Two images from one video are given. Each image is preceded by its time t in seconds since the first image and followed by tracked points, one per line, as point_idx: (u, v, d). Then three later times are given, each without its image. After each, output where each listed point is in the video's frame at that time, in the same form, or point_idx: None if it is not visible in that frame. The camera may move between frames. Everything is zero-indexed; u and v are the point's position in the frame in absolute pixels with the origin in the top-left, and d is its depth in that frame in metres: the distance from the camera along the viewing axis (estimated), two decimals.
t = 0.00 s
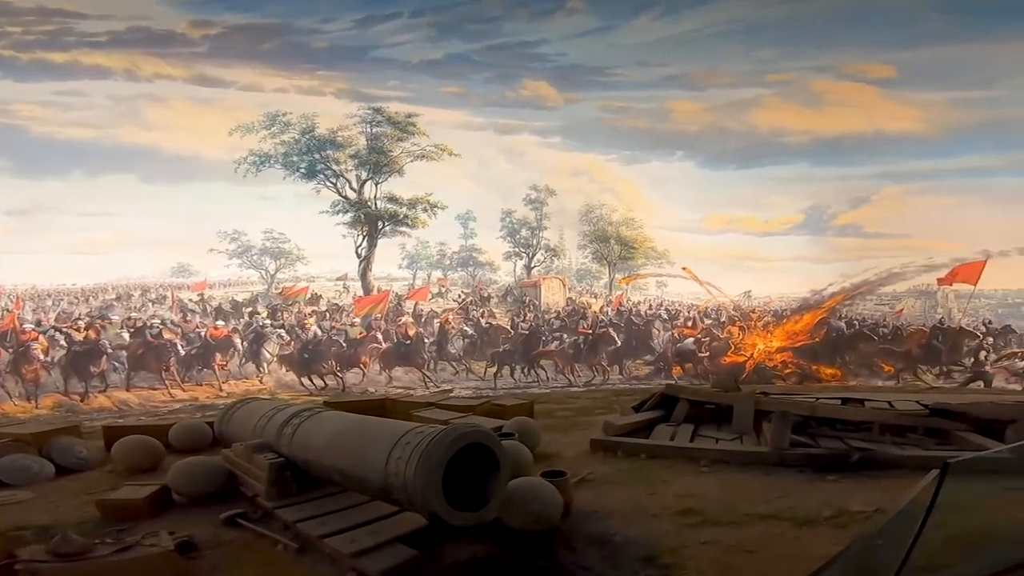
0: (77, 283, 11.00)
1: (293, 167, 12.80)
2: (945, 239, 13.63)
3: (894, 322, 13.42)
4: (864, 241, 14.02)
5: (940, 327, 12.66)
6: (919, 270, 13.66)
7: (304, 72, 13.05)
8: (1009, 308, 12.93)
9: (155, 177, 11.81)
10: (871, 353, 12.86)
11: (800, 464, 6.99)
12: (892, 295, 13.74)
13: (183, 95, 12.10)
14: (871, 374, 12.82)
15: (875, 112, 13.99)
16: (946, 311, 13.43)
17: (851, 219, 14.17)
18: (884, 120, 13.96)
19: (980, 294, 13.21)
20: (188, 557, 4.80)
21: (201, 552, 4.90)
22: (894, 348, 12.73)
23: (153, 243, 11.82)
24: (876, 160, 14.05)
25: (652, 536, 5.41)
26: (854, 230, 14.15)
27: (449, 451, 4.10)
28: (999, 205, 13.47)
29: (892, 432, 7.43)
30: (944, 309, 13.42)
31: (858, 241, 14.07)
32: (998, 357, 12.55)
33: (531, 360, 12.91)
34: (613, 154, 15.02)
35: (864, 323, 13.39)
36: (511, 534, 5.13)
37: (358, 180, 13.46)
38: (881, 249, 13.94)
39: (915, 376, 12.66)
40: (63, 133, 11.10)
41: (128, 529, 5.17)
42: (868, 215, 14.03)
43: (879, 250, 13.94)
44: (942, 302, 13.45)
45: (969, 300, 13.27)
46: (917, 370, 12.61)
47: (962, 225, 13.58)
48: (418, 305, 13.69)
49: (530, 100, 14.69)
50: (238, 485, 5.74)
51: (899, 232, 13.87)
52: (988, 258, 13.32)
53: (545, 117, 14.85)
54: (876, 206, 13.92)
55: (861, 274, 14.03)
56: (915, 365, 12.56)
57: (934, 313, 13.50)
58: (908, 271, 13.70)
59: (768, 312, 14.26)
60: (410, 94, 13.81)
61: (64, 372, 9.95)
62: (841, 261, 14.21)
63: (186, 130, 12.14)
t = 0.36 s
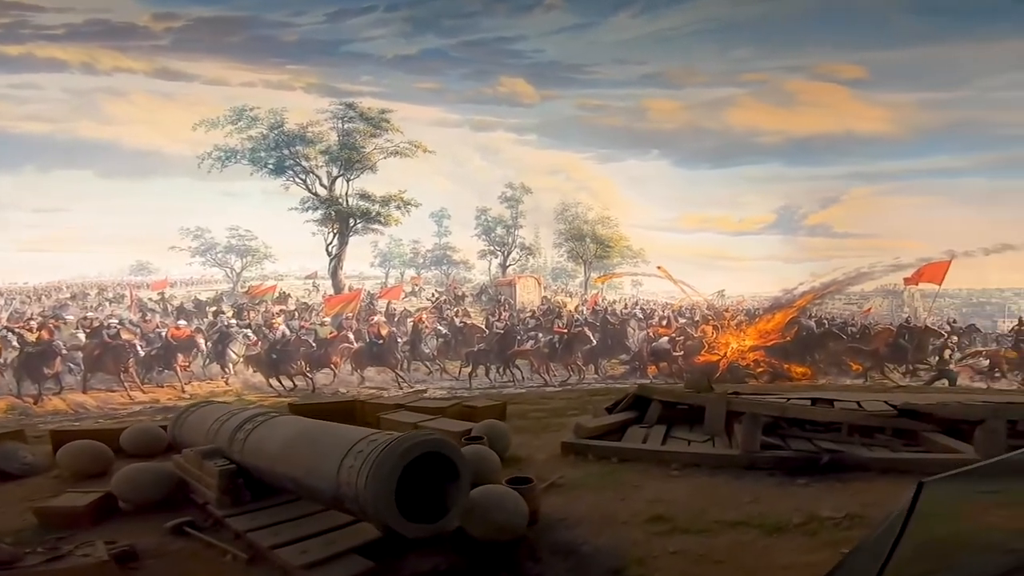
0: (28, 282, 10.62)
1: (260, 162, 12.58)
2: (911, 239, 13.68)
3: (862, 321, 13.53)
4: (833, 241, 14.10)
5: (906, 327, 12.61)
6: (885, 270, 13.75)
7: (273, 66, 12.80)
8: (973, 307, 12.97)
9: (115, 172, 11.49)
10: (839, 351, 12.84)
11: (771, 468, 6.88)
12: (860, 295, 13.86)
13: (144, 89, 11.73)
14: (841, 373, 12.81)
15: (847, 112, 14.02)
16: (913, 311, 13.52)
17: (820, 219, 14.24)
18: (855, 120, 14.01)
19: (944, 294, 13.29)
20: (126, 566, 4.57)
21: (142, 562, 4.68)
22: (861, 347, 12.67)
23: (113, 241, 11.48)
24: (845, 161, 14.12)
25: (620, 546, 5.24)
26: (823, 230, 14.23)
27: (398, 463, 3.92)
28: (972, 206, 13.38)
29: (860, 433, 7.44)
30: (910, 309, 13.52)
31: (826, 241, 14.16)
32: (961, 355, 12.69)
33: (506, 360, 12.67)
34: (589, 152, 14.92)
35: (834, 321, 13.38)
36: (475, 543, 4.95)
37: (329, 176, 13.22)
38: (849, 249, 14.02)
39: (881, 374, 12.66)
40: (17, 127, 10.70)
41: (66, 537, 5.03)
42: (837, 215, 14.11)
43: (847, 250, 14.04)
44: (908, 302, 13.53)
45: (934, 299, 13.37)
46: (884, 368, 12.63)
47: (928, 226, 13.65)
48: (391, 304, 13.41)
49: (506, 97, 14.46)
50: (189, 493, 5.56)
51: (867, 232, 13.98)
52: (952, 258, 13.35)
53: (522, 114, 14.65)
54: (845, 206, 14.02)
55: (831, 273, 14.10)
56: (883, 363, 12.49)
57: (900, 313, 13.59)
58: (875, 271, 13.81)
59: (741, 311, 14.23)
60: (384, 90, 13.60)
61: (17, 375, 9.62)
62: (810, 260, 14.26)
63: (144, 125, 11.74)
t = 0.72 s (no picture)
0: None
1: (229, 161, 12.33)
2: (881, 239, 13.75)
3: (834, 321, 13.49)
4: (807, 241, 14.11)
5: (876, 327, 12.53)
6: (857, 271, 13.81)
7: (244, 63, 12.56)
8: (942, 307, 13.00)
9: (78, 170, 11.24)
10: (813, 351, 12.77)
11: (744, 472, 6.76)
12: (832, 295, 13.86)
13: (108, 85, 11.51)
14: (814, 373, 12.76)
15: (820, 114, 14.06)
16: (884, 311, 13.56)
17: (794, 221, 14.25)
18: (828, 122, 14.04)
19: (914, 294, 13.30)
20: None
21: (82, 571, 4.49)
22: (834, 347, 12.61)
23: (75, 241, 11.20)
24: (817, 163, 14.17)
25: (589, 556, 5.09)
26: (797, 232, 14.24)
27: (345, 474, 3.82)
28: (939, 207, 13.55)
29: (833, 435, 7.37)
30: (881, 309, 13.55)
31: (800, 243, 14.18)
32: (930, 355, 12.51)
33: (483, 361, 12.47)
34: (567, 152, 14.71)
35: (807, 322, 13.33)
36: (439, 552, 4.79)
37: (301, 176, 12.94)
38: (823, 250, 14.01)
39: (854, 374, 12.58)
40: None
41: (6, 546, 4.82)
42: (810, 216, 14.15)
43: (820, 251, 14.04)
44: (878, 302, 13.57)
45: (904, 300, 13.36)
46: (856, 368, 12.50)
47: (900, 227, 13.71)
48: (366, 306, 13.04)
49: (484, 96, 14.31)
50: (138, 501, 5.39)
51: (839, 233, 14.01)
52: (922, 259, 13.48)
53: (500, 114, 14.44)
54: (818, 207, 14.07)
55: (805, 274, 14.06)
56: (855, 363, 12.41)
57: (871, 313, 13.64)
58: (847, 271, 13.84)
59: (717, 312, 14.17)
60: (360, 88, 13.43)
61: None
62: (785, 261, 14.24)
63: (108, 122, 11.48)
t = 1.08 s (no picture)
0: None
1: (200, 160, 12.13)
2: (851, 243, 13.96)
3: (809, 323, 13.52)
4: (784, 244, 14.10)
5: (851, 329, 12.57)
6: (833, 274, 13.85)
7: (216, 61, 12.32)
8: (915, 310, 13.23)
9: (42, 169, 10.97)
10: (790, 354, 12.73)
11: (718, 479, 6.63)
12: (809, 298, 13.85)
13: (74, 83, 11.31)
14: (792, 375, 12.76)
15: (798, 117, 14.03)
16: (859, 314, 13.59)
17: (772, 223, 14.19)
18: (804, 125, 14.02)
19: (888, 297, 13.48)
20: None
21: None
22: (810, 350, 12.59)
23: (38, 241, 10.93)
24: (794, 166, 14.18)
25: (554, 567, 4.94)
26: (775, 235, 14.20)
27: (289, 484, 3.75)
28: (912, 210, 13.74)
29: (806, 440, 7.28)
30: (855, 312, 13.63)
31: (777, 246, 14.15)
32: (904, 357, 12.64)
33: (463, 364, 12.40)
34: (547, 154, 14.54)
35: (784, 324, 13.33)
36: (398, 564, 4.63)
37: (275, 176, 12.78)
38: (798, 254, 14.05)
39: (829, 376, 12.65)
40: None
41: None
42: (787, 219, 14.14)
43: (796, 254, 14.06)
44: (854, 304, 13.65)
45: (879, 302, 13.52)
46: (831, 370, 12.58)
47: (871, 229, 13.91)
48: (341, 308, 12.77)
49: (463, 97, 14.12)
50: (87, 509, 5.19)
51: (814, 236, 14.09)
52: (895, 262, 13.61)
53: (479, 115, 14.22)
54: (796, 210, 14.09)
55: (782, 277, 14.04)
56: (831, 366, 12.51)
57: (846, 316, 13.69)
58: (823, 274, 13.85)
59: (696, 315, 14.09)
60: (337, 88, 13.20)
61: None
62: (762, 264, 14.20)
63: (74, 120, 11.27)
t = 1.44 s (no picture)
0: None
1: (168, 160, 11.82)
2: (828, 248, 13.95)
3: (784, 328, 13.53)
4: (760, 249, 14.06)
5: (824, 334, 12.89)
6: (806, 278, 13.83)
7: (186, 60, 12.07)
8: (887, 314, 13.25)
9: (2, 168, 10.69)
10: (765, 358, 12.91)
11: (689, 487, 6.49)
12: (783, 302, 13.85)
13: (38, 81, 11.01)
14: (767, 379, 12.90)
15: (774, 121, 14.02)
16: (832, 318, 13.55)
17: (748, 228, 14.17)
18: (780, 130, 14.03)
19: (860, 302, 13.45)
20: None
21: None
22: (785, 354, 12.79)
23: None
24: (771, 170, 14.13)
25: None
26: (750, 239, 14.16)
27: (229, 494, 3.64)
28: (886, 215, 13.74)
29: (778, 446, 7.20)
30: (828, 316, 13.60)
31: (754, 250, 14.09)
32: (875, 360, 12.89)
33: (439, 370, 12.28)
34: (525, 157, 14.38)
35: (759, 329, 13.47)
36: None
37: (247, 176, 12.54)
38: (775, 257, 13.98)
39: (804, 380, 12.85)
40: None
41: None
42: (763, 223, 14.11)
43: (772, 259, 13.98)
44: (826, 309, 13.64)
45: (850, 306, 13.48)
46: (805, 374, 12.80)
47: (846, 234, 13.93)
48: (315, 312, 12.56)
49: (441, 98, 13.93)
50: (30, 517, 4.95)
51: (790, 241, 14.03)
52: (867, 267, 13.67)
53: (457, 117, 14.04)
54: (771, 215, 14.04)
55: (757, 281, 14.00)
56: (805, 370, 12.73)
57: (819, 320, 13.68)
58: (797, 279, 13.84)
59: (673, 319, 13.96)
60: (311, 88, 13.02)
61: None
62: (738, 268, 14.16)
63: (37, 118, 10.98)
